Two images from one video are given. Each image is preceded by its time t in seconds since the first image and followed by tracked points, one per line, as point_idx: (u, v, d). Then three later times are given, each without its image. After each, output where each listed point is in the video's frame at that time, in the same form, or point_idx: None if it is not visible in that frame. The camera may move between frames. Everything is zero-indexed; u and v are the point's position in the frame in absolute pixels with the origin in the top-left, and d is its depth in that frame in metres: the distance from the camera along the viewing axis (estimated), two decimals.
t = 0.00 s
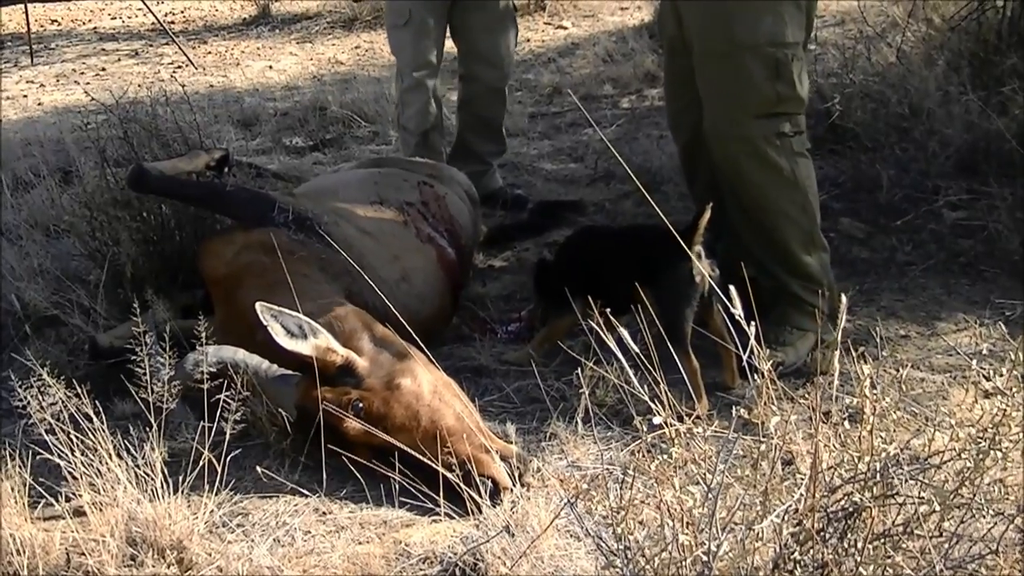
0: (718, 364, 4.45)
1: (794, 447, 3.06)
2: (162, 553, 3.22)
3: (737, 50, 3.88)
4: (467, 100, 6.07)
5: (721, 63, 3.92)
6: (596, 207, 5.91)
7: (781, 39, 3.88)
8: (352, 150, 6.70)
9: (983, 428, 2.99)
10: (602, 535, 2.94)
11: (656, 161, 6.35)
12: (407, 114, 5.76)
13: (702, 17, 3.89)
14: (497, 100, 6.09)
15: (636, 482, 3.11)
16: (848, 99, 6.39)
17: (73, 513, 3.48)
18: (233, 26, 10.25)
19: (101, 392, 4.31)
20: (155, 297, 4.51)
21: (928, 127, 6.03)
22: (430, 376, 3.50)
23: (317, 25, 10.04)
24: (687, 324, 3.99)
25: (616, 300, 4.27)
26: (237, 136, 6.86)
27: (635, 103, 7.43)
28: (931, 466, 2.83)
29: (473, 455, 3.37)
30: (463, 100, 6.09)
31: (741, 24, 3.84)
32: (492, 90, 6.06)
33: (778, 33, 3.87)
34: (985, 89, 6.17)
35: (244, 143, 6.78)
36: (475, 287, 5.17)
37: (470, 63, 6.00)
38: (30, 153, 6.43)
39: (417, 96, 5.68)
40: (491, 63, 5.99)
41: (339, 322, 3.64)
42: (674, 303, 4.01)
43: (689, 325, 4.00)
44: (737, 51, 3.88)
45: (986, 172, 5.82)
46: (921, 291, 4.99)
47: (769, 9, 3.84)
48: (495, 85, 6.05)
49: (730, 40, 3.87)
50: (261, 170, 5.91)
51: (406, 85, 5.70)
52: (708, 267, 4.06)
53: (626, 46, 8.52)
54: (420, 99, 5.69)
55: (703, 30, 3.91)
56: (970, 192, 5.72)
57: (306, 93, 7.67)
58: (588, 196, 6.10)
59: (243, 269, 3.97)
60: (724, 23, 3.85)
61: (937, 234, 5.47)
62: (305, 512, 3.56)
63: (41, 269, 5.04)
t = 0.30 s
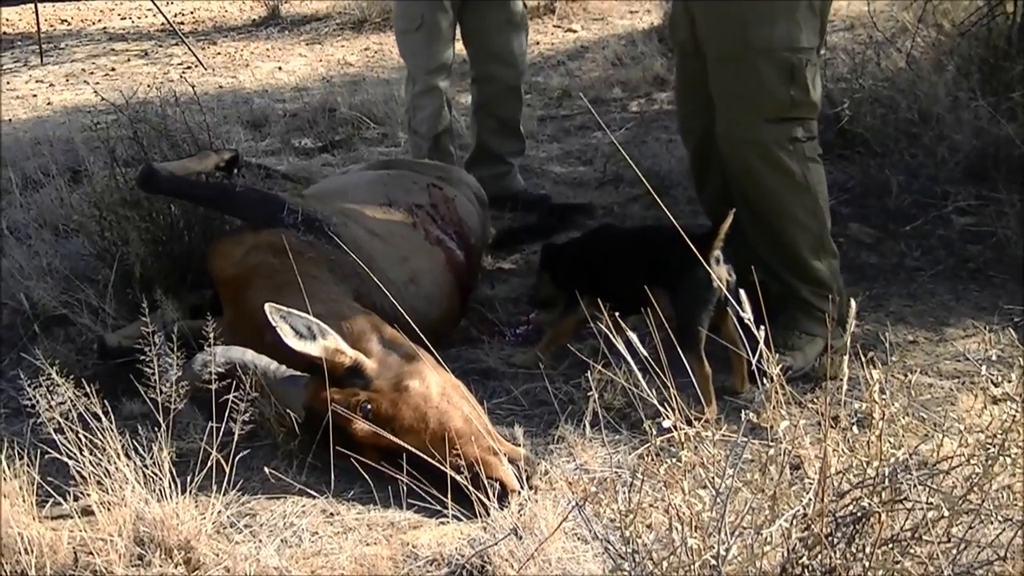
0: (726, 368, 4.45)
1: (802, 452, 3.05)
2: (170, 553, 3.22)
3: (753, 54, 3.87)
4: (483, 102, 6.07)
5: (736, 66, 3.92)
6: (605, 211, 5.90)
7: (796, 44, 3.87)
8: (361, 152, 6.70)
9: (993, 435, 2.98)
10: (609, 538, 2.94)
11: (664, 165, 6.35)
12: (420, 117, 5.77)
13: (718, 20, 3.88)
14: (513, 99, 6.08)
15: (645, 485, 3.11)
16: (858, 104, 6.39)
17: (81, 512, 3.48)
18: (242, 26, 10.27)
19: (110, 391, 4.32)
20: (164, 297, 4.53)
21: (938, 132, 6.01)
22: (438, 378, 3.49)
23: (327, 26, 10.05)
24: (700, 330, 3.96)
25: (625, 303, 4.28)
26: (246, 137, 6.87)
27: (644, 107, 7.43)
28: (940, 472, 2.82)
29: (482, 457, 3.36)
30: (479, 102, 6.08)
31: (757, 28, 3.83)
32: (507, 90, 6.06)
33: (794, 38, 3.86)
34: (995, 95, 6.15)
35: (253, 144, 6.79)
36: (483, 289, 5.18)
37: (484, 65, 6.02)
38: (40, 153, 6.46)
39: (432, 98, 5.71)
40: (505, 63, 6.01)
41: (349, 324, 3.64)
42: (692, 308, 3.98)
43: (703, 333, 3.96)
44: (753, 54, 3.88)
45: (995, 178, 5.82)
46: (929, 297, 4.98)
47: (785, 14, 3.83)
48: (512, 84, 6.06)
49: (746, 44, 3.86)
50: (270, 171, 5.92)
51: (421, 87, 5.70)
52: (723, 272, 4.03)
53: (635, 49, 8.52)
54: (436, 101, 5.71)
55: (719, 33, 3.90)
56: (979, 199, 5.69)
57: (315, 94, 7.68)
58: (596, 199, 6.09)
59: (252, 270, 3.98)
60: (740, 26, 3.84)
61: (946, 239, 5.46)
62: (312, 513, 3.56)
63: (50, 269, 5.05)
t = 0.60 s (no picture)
0: (735, 372, 4.45)
1: (811, 456, 3.05)
2: (178, 554, 3.23)
3: (771, 57, 3.89)
4: (492, 104, 6.08)
5: (754, 69, 3.93)
6: (614, 214, 5.91)
7: (814, 49, 3.89)
8: (370, 154, 6.71)
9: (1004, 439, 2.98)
10: (618, 541, 2.94)
11: (674, 168, 6.35)
12: (430, 119, 5.78)
13: (738, 24, 3.90)
14: (519, 100, 6.10)
15: (654, 489, 3.11)
16: (868, 109, 6.38)
17: (89, 513, 3.49)
18: (252, 28, 10.28)
19: (118, 392, 4.32)
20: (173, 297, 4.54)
21: (947, 137, 6.06)
22: (447, 380, 3.49)
23: (336, 27, 10.06)
24: (710, 337, 4.02)
25: (633, 305, 4.28)
26: (255, 138, 6.88)
27: (654, 110, 7.43)
28: (950, 476, 2.82)
29: (490, 460, 3.36)
30: (487, 105, 6.09)
31: (776, 32, 3.86)
32: (517, 91, 6.07)
33: (812, 43, 3.88)
34: (1005, 100, 6.27)
35: (263, 145, 6.80)
36: (492, 292, 5.18)
37: (493, 68, 6.02)
38: (50, 153, 6.48)
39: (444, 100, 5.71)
40: (514, 65, 6.02)
41: (358, 326, 3.65)
42: (700, 315, 4.05)
43: (712, 338, 4.03)
44: (771, 58, 3.89)
45: (1004, 183, 5.85)
46: (938, 301, 4.97)
47: (803, 18, 3.85)
48: (519, 86, 6.07)
49: (765, 48, 3.88)
50: (280, 173, 5.93)
51: (430, 90, 5.72)
52: (731, 276, 4.06)
53: (645, 53, 8.52)
54: (447, 104, 5.72)
55: (737, 36, 3.92)
56: (989, 203, 5.74)
57: (325, 96, 7.69)
58: (605, 202, 6.09)
59: (261, 272, 3.99)
60: (758, 29, 3.86)
61: (955, 244, 5.45)
62: (320, 515, 3.56)
63: (59, 269, 5.07)
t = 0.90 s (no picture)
0: (741, 374, 4.44)
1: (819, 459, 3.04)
2: (184, 555, 3.23)
3: (779, 69, 3.89)
4: (500, 105, 6.09)
5: (763, 80, 3.94)
6: (621, 216, 5.90)
7: (824, 60, 3.87)
8: (377, 155, 6.71)
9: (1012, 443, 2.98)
10: (626, 544, 2.94)
11: (680, 170, 6.35)
12: (439, 121, 5.79)
13: (747, 34, 3.91)
14: (529, 103, 6.11)
15: (662, 491, 3.10)
16: (875, 111, 6.31)
17: (96, 514, 3.49)
18: (259, 29, 10.29)
19: (126, 393, 4.33)
20: (180, 298, 4.56)
21: (954, 141, 6.10)
22: (454, 382, 3.49)
23: (343, 29, 10.07)
24: (715, 337, 4.00)
25: (640, 306, 4.28)
26: (263, 139, 6.89)
27: (661, 112, 7.43)
28: (958, 480, 2.82)
29: (497, 462, 3.36)
30: (495, 106, 6.10)
31: (783, 44, 3.85)
32: (523, 93, 6.07)
33: (821, 53, 3.86)
34: (1013, 103, 6.29)
35: (270, 147, 6.81)
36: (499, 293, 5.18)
37: (500, 69, 6.02)
38: (57, 154, 6.50)
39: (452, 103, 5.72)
40: (522, 66, 6.03)
41: (366, 327, 3.65)
42: (706, 314, 4.02)
43: (717, 339, 4.02)
44: (779, 69, 3.89)
45: (1011, 186, 5.88)
46: (945, 304, 4.96)
47: (811, 30, 3.84)
48: (527, 88, 6.08)
49: (773, 58, 3.88)
50: (287, 174, 5.93)
51: (440, 92, 5.72)
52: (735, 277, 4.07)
53: (653, 55, 8.52)
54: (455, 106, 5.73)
55: (747, 46, 3.93)
56: (996, 206, 5.74)
57: (332, 98, 7.70)
58: (612, 204, 6.09)
59: (268, 274, 3.99)
60: (767, 39, 3.86)
61: (962, 247, 5.44)
62: (327, 517, 3.56)
63: (66, 270, 5.08)
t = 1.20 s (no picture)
0: (746, 375, 4.44)
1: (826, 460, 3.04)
2: (190, 556, 3.22)
3: (822, 78, 3.95)
4: (508, 106, 6.10)
5: (807, 89, 4.00)
6: (627, 216, 5.90)
7: (866, 68, 3.90)
8: (382, 156, 6.72)
9: (1020, 444, 2.97)
10: (632, 545, 2.94)
11: (686, 171, 6.35)
12: (447, 122, 5.79)
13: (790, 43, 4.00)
14: (538, 103, 6.11)
15: (668, 492, 3.10)
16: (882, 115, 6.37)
17: (101, 515, 3.49)
18: (264, 29, 10.30)
19: (131, 394, 4.33)
20: (185, 298, 4.57)
21: (960, 141, 6.11)
22: (461, 383, 3.49)
23: (348, 30, 10.07)
24: (718, 335, 3.99)
25: (645, 306, 4.28)
26: (268, 140, 6.89)
27: (666, 113, 7.43)
28: (965, 482, 2.82)
29: (503, 463, 3.36)
30: (502, 107, 6.11)
31: (827, 54, 3.91)
32: (531, 93, 6.07)
33: (863, 62, 3.90)
34: (1019, 105, 6.29)
35: (275, 147, 6.81)
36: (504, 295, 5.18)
37: (509, 69, 6.03)
38: (62, 154, 6.51)
39: (463, 103, 5.73)
40: (530, 66, 6.03)
41: (371, 328, 3.65)
42: (709, 313, 4.01)
43: (721, 337, 4.00)
44: (821, 77, 3.95)
45: (1016, 187, 5.87)
46: (951, 306, 4.96)
47: (853, 38, 3.89)
48: (536, 87, 6.08)
49: (815, 67, 3.95)
50: (292, 174, 5.94)
51: (451, 92, 5.72)
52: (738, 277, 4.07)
53: (657, 56, 8.52)
54: (466, 106, 5.74)
55: (790, 55, 4.01)
56: (1002, 208, 5.74)
57: (336, 98, 7.70)
58: (618, 204, 6.09)
59: (273, 274, 3.98)
60: (808, 48, 3.94)
61: (968, 249, 5.43)
62: (332, 517, 3.56)
63: (71, 270, 5.08)
